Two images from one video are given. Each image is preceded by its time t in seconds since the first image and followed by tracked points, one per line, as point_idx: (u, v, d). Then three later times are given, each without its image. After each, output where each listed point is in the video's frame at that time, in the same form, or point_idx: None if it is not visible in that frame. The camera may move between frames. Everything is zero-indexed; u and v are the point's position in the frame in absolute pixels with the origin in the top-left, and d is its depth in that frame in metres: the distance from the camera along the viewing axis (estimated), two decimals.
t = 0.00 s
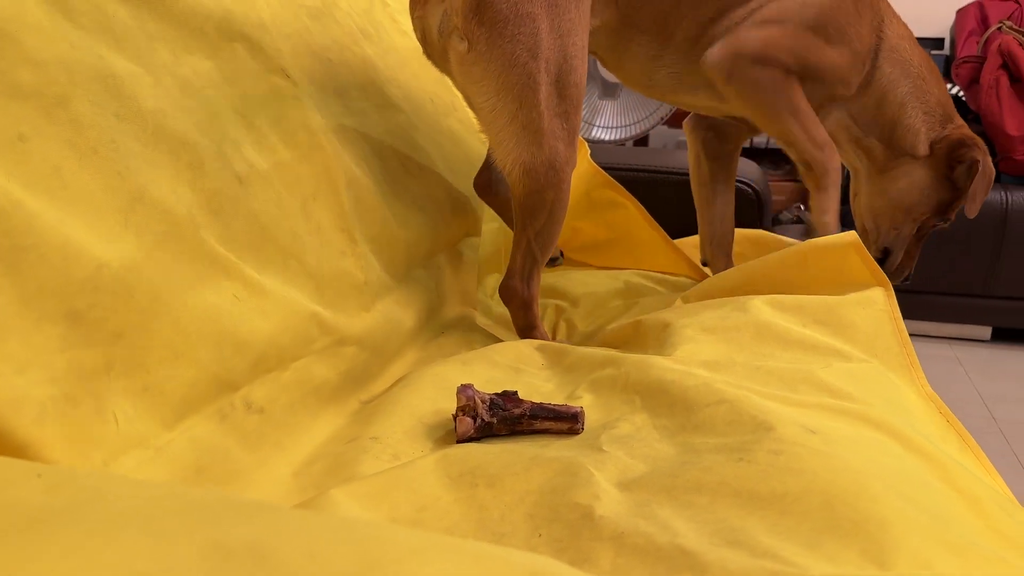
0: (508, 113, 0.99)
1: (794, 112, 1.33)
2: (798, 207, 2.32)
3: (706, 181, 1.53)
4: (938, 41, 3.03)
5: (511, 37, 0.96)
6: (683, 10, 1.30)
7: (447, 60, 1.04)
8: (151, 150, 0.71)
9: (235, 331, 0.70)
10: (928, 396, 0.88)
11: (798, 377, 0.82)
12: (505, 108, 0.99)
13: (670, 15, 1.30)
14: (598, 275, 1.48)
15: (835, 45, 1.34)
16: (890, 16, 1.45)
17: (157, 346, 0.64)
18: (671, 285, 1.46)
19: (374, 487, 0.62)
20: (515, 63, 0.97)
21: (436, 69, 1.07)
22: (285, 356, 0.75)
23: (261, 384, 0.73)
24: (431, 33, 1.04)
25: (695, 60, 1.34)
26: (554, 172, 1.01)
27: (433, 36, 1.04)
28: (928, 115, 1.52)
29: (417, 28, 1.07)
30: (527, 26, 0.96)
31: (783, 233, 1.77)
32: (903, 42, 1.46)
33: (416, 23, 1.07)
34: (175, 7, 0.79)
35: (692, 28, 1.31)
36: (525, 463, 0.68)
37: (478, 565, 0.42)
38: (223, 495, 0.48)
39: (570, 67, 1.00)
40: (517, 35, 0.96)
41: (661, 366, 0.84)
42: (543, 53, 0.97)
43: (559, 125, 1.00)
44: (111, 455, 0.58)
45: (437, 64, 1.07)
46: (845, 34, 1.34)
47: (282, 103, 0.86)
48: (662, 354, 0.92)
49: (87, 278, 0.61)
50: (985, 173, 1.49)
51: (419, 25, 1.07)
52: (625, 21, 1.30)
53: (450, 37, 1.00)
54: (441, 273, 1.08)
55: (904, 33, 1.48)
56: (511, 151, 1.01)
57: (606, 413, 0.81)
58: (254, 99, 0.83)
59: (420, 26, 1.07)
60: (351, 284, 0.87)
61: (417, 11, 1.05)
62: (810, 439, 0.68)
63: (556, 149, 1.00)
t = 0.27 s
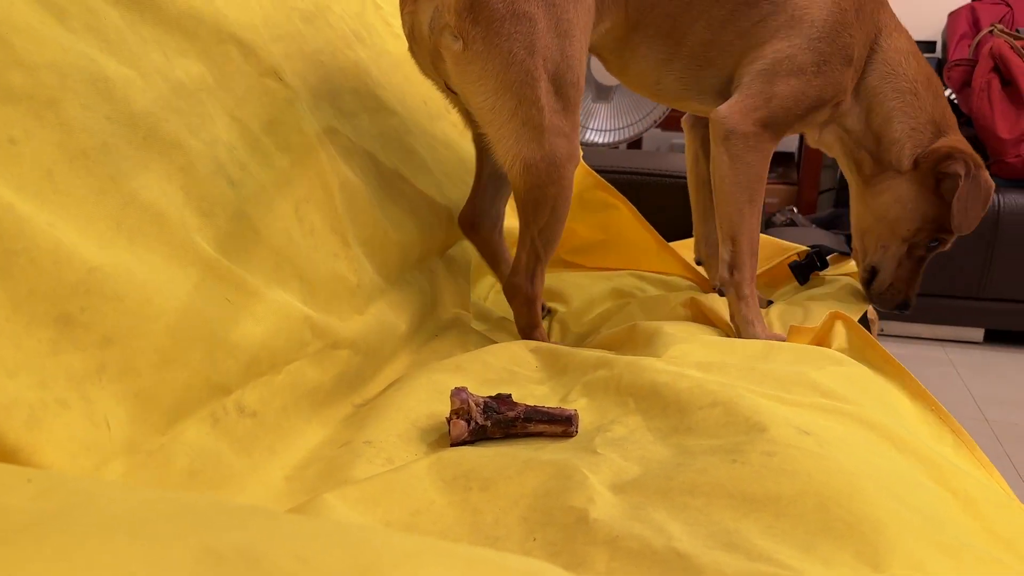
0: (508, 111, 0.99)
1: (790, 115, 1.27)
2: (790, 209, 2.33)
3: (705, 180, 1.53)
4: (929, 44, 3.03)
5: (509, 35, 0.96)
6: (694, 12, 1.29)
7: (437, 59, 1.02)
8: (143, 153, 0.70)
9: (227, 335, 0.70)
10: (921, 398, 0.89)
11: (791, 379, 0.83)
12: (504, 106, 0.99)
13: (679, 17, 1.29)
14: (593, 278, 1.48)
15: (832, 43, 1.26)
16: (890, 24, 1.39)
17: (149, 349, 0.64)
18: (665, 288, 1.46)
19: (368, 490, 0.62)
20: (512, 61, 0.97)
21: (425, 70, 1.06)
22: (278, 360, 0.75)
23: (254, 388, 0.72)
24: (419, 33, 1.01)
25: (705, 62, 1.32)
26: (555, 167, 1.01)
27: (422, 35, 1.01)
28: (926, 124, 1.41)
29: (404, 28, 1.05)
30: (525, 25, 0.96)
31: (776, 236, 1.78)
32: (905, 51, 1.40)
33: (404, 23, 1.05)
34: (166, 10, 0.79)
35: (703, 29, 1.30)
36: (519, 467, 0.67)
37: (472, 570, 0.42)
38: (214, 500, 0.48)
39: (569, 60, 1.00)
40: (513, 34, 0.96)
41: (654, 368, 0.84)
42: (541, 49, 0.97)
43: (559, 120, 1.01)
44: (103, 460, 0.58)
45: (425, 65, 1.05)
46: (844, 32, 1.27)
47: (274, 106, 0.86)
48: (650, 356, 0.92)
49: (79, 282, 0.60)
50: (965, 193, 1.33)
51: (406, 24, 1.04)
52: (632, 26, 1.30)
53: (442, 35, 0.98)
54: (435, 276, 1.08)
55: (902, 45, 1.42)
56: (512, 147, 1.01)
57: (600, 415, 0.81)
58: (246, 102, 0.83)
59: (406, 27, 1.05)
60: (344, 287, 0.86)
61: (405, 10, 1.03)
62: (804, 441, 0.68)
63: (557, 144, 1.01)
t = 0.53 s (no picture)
0: (506, 111, 0.99)
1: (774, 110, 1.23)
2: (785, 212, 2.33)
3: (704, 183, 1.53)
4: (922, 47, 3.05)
5: (507, 35, 0.96)
6: (676, 14, 1.30)
7: (434, 63, 1.01)
8: (137, 157, 0.70)
9: (221, 339, 0.70)
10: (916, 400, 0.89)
11: (786, 382, 0.83)
12: (502, 107, 0.98)
13: (663, 18, 1.30)
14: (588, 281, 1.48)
15: (808, 35, 1.23)
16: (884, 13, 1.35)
17: (143, 354, 0.64)
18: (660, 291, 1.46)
19: (363, 495, 0.62)
20: (510, 60, 0.96)
21: (421, 75, 1.05)
22: (273, 364, 0.75)
23: (249, 393, 0.72)
24: (417, 36, 1.01)
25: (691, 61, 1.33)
26: (552, 168, 1.01)
27: (421, 37, 1.00)
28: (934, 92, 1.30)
29: (400, 32, 1.05)
30: (523, 25, 0.96)
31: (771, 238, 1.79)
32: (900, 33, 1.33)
33: (400, 27, 1.04)
34: (160, 14, 0.79)
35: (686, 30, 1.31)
36: (515, 470, 0.67)
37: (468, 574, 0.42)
38: (209, 505, 0.48)
39: (565, 61, 1.01)
40: (511, 34, 0.96)
41: (650, 372, 0.84)
42: (538, 50, 0.98)
43: (556, 121, 1.01)
44: (97, 465, 0.57)
45: (418, 69, 1.05)
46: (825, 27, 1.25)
47: (268, 110, 0.85)
48: (645, 358, 0.92)
49: (73, 287, 0.60)
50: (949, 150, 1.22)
51: (402, 29, 1.04)
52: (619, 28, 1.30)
53: (440, 37, 0.98)
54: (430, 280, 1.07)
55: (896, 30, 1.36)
56: (511, 145, 1.00)
57: (596, 418, 0.81)
58: (240, 106, 0.83)
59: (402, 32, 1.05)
60: (339, 291, 0.86)
61: (403, 14, 1.02)
62: (800, 444, 0.69)
63: (554, 144, 1.01)
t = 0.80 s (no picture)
0: (495, 105, 0.99)
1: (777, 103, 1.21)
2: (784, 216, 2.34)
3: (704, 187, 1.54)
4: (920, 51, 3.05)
5: (495, 31, 0.97)
6: (673, 20, 1.31)
7: (425, 60, 1.02)
8: (137, 162, 0.70)
9: (221, 344, 0.70)
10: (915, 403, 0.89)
11: (786, 386, 0.83)
12: (491, 101, 0.99)
13: (660, 24, 1.31)
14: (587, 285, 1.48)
15: (802, 27, 1.21)
16: None
17: (143, 359, 0.64)
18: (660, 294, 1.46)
19: (363, 501, 0.62)
20: (498, 54, 0.97)
21: (416, 75, 1.06)
22: (273, 370, 0.75)
23: (249, 398, 0.72)
24: (410, 35, 1.03)
25: (686, 66, 1.34)
26: (543, 163, 1.01)
27: (412, 35, 1.02)
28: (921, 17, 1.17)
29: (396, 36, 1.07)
30: (511, 21, 0.98)
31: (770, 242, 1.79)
32: None
33: (396, 30, 1.06)
34: (161, 19, 0.79)
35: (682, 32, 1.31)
36: (516, 475, 0.67)
37: None
38: (208, 510, 0.47)
39: (555, 58, 1.01)
40: (498, 28, 0.97)
41: (650, 377, 0.84)
42: (527, 46, 0.98)
43: (549, 118, 1.01)
44: (98, 470, 0.57)
45: (412, 69, 1.06)
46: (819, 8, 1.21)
47: (268, 115, 0.85)
48: (645, 362, 0.92)
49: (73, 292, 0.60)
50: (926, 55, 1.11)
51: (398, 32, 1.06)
52: (614, 34, 1.31)
53: (429, 33, 1.00)
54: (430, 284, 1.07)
55: None
56: (502, 138, 1.00)
57: (596, 423, 0.81)
58: (240, 110, 0.83)
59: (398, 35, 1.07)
60: (339, 296, 0.86)
61: (398, 17, 1.05)
62: (800, 448, 0.69)
63: (545, 140, 1.00)
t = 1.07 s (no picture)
0: (501, 107, 0.99)
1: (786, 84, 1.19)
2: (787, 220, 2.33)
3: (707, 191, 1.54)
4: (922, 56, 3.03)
5: (501, 32, 0.97)
6: (677, 24, 1.31)
7: (432, 64, 1.02)
8: (139, 168, 0.70)
9: (225, 351, 0.70)
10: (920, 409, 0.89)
11: (790, 391, 0.83)
12: (496, 102, 0.99)
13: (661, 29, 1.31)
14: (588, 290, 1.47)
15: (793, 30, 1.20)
16: None
17: (147, 366, 0.64)
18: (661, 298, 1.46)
19: (366, 507, 0.62)
20: (504, 55, 0.97)
21: (423, 81, 1.07)
22: (276, 376, 0.75)
23: (252, 404, 0.72)
24: (417, 40, 1.03)
25: (690, 71, 1.34)
26: (549, 166, 1.01)
27: (421, 39, 1.02)
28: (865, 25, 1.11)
29: (405, 40, 1.07)
30: (516, 23, 0.98)
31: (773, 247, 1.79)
32: None
33: (406, 34, 1.07)
34: (163, 26, 0.79)
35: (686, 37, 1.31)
36: (520, 481, 0.67)
37: None
38: (213, 517, 0.47)
39: (560, 62, 1.02)
40: (504, 29, 0.97)
41: (654, 382, 0.83)
42: (532, 49, 0.98)
43: (553, 121, 1.01)
44: (102, 477, 0.57)
45: (422, 75, 1.06)
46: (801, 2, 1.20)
47: (271, 121, 0.85)
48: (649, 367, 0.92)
49: (76, 299, 0.60)
50: (824, 25, 1.12)
51: (407, 36, 1.07)
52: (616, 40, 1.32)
53: (435, 37, 1.00)
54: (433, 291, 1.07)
55: None
56: (506, 138, 1.00)
57: (599, 428, 0.81)
58: (243, 118, 0.83)
59: (406, 40, 1.08)
60: (341, 301, 0.86)
61: (409, 22, 1.05)
62: (804, 453, 0.69)
63: (550, 143, 1.01)
